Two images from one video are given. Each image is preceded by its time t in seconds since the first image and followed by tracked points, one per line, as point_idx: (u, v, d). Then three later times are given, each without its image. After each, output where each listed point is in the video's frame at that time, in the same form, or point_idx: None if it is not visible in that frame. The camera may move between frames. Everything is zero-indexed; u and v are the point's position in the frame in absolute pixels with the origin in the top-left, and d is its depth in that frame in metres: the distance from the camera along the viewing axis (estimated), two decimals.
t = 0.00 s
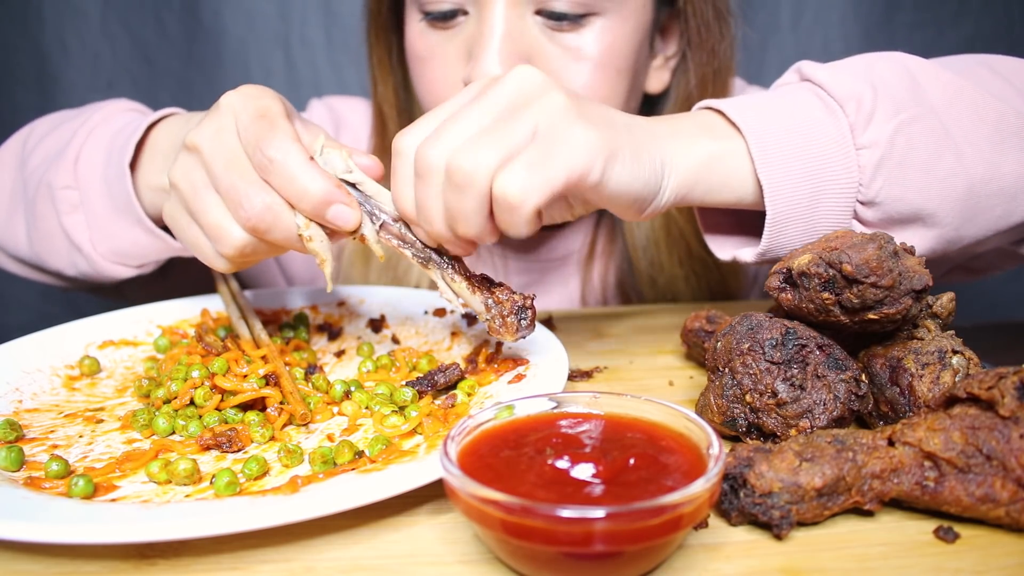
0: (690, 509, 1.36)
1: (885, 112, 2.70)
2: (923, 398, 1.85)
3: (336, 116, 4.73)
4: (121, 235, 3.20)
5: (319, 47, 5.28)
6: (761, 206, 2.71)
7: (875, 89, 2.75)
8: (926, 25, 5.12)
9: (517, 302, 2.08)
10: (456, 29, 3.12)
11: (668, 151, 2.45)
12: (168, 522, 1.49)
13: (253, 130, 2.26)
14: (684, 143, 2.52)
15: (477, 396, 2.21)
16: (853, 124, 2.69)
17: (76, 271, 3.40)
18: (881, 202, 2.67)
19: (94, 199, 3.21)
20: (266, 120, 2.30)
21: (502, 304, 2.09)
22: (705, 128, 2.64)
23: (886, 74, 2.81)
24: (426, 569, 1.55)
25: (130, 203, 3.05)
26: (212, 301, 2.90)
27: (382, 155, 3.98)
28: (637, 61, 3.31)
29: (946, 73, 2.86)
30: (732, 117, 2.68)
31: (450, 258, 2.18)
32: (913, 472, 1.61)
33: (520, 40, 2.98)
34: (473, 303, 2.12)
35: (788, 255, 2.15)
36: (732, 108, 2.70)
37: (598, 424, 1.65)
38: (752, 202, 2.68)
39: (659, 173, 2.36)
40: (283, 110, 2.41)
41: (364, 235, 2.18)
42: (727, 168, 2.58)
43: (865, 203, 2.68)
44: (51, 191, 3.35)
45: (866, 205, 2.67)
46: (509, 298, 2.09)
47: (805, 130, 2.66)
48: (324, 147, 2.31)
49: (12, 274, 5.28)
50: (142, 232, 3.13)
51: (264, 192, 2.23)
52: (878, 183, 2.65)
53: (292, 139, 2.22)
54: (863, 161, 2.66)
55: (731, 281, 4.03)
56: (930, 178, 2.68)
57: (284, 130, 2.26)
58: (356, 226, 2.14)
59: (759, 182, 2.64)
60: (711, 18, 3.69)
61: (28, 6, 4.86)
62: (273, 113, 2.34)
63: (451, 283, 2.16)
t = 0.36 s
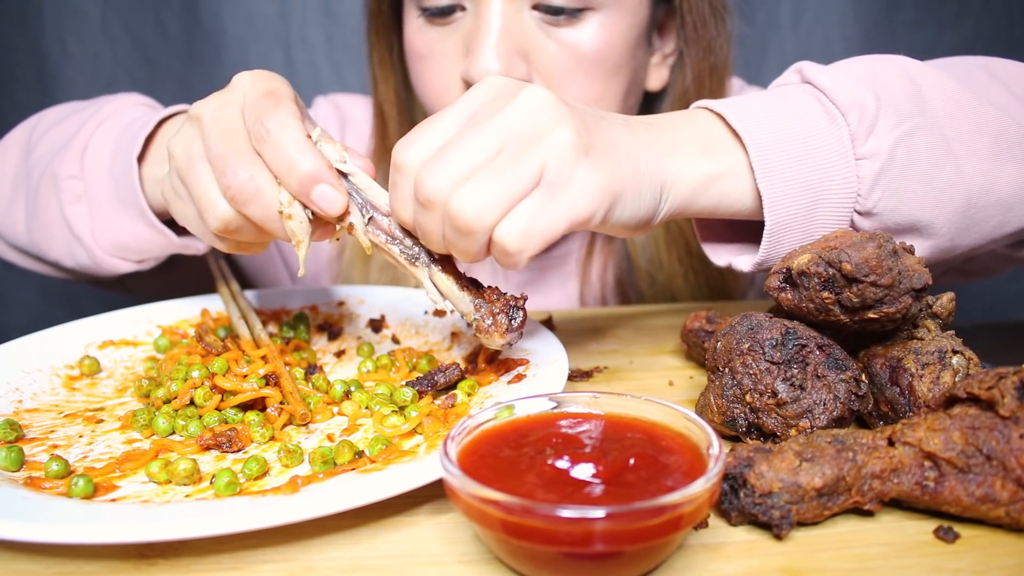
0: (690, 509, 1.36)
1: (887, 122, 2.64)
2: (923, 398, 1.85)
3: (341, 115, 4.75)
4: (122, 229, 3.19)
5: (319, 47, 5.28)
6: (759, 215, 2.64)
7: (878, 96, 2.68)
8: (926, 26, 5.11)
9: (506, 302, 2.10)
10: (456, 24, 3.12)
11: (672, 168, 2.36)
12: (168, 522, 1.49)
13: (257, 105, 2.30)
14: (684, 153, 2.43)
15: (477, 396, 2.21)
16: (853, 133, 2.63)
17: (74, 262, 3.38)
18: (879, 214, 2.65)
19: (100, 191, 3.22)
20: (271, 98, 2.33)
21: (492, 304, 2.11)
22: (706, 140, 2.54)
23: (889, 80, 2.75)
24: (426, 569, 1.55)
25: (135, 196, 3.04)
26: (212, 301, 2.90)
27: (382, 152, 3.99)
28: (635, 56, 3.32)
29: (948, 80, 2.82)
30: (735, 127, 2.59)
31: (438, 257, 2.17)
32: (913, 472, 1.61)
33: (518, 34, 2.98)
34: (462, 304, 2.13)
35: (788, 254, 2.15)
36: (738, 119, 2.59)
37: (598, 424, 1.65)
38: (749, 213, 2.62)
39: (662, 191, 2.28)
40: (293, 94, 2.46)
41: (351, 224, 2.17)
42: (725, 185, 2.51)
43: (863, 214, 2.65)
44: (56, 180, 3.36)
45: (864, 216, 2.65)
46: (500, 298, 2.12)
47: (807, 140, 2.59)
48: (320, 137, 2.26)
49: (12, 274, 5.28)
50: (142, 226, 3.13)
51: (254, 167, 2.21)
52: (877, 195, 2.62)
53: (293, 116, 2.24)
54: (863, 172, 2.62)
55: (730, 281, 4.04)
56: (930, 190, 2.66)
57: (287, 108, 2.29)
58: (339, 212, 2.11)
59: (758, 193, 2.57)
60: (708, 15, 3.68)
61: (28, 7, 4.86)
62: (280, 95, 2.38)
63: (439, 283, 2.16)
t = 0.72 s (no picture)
0: (690, 509, 1.36)
1: (892, 124, 2.64)
2: (923, 398, 1.85)
3: (344, 115, 4.75)
4: (116, 234, 3.18)
5: (319, 47, 5.29)
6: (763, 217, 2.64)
7: (883, 98, 2.68)
8: (927, 25, 5.11)
9: (505, 309, 2.08)
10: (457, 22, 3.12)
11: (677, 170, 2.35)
12: (169, 522, 1.49)
13: (243, 122, 2.30)
14: (691, 158, 2.43)
15: (477, 397, 2.22)
16: (858, 135, 2.64)
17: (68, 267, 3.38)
18: (881, 216, 2.65)
19: (90, 195, 3.22)
20: (258, 115, 2.33)
21: (491, 310, 2.09)
22: (710, 142, 2.53)
23: (894, 82, 2.75)
24: (426, 569, 1.55)
25: (124, 201, 3.06)
26: (213, 301, 2.90)
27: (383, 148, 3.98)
28: (636, 53, 3.32)
29: (952, 84, 2.82)
30: (741, 127, 2.57)
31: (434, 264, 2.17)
32: (913, 472, 1.61)
33: (518, 32, 2.99)
34: (461, 312, 2.12)
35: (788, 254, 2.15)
36: (744, 118, 2.58)
37: (598, 423, 1.65)
38: (753, 215, 2.61)
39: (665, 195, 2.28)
40: (280, 109, 2.47)
41: (344, 239, 2.19)
42: (731, 188, 2.52)
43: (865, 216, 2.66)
44: (49, 185, 3.35)
45: (866, 217, 2.65)
46: (499, 304, 2.10)
47: (811, 141, 2.59)
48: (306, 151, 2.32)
49: (12, 274, 5.28)
50: (136, 230, 3.13)
51: (242, 185, 2.21)
52: (880, 196, 2.62)
53: (279, 133, 2.24)
54: (868, 173, 2.62)
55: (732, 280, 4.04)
56: (932, 192, 2.66)
57: (273, 124, 2.29)
58: (331, 228, 2.13)
59: (762, 194, 2.57)
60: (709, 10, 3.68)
61: (27, 7, 4.87)
62: (267, 109, 2.39)
63: (437, 292, 2.15)
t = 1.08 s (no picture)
0: (690, 509, 1.36)
1: (890, 109, 2.64)
2: (923, 398, 1.85)
3: (344, 115, 4.75)
4: (116, 228, 3.20)
5: (319, 47, 5.29)
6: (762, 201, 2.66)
7: (881, 83, 2.68)
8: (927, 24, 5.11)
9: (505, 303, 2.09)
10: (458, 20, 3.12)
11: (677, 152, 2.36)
12: (169, 522, 1.49)
13: (249, 110, 2.30)
14: (690, 140, 2.43)
15: (477, 396, 2.22)
16: (856, 119, 2.63)
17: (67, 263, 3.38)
18: (879, 201, 2.66)
19: (90, 191, 3.23)
20: (264, 104, 2.34)
21: (495, 301, 2.11)
22: (710, 125, 2.53)
23: (894, 66, 2.74)
24: (425, 569, 1.55)
25: (124, 196, 3.06)
26: (213, 301, 2.90)
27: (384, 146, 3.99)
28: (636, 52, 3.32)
29: (952, 69, 2.81)
30: (739, 110, 2.58)
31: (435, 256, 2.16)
32: (913, 472, 1.61)
33: (518, 29, 2.98)
34: (464, 304, 2.12)
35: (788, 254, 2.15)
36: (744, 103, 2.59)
37: (598, 424, 1.65)
38: (752, 195, 2.63)
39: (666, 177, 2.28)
40: (286, 102, 2.46)
41: (346, 229, 2.18)
42: (729, 171, 2.53)
43: (863, 200, 2.67)
44: (47, 180, 3.35)
45: (863, 202, 2.67)
46: (502, 295, 2.12)
47: (810, 124, 2.59)
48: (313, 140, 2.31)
49: (12, 274, 5.28)
50: (139, 227, 3.14)
51: (243, 172, 2.20)
52: (877, 181, 2.64)
53: (285, 121, 2.24)
54: (865, 158, 2.64)
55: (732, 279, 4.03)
56: (930, 177, 2.67)
57: (279, 112, 2.29)
58: (332, 218, 2.12)
59: (760, 177, 2.58)
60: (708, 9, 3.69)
61: (27, 6, 4.87)
62: (274, 99, 2.39)
63: (439, 285, 2.14)
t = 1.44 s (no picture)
0: (690, 509, 1.36)
1: (913, 133, 2.66)
2: (923, 398, 1.85)
3: (340, 117, 4.76)
4: (88, 241, 3.21)
5: (319, 48, 5.29)
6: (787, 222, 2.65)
7: (904, 106, 2.70)
8: (928, 25, 5.09)
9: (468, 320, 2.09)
10: (457, 19, 3.13)
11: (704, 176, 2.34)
12: (169, 522, 1.49)
13: (202, 135, 2.32)
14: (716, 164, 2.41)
15: (477, 397, 2.22)
16: (880, 142, 2.65)
17: (50, 275, 3.40)
18: (901, 222, 2.66)
19: (63, 204, 3.23)
20: (217, 128, 2.35)
21: (453, 320, 2.10)
22: (734, 150, 2.52)
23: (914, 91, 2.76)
24: (425, 569, 1.55)
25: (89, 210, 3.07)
26: (212, 301, 2.90)
27: (383, 145, 3.99)
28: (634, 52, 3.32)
29: (971, 92, 2.83)
30: (766, 133, 2.56)
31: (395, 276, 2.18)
32: (913, 472, 1.61)
33: (518, 27, 2.98)
34: (423, 322, 2.11)
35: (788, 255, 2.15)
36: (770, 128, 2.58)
37: (598, 424, 1.65)
38: (778, 219, 2.61)
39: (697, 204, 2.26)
40: (240, 124, 2.49)
41: (306, 253, 2.21)
42: (759, 194, 2.50)
43: (885, 222, 2.67)
44: (26, 194, 3.36)
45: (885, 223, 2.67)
46: (461, 314, 2.11)
47: (835, 147, 2.60)
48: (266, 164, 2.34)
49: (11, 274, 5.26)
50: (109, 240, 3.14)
51: (199, 200, 2.23)
52: (899, 204, 2.64)
53: (238, 145, 2.26)
54: (887, 181, 2.64)
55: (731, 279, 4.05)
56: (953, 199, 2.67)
57: (232, 137, 2.31)
58: (291, 243, 2.15)
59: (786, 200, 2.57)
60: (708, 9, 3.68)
61: (28, 6, 4.82)
62: (227, 123, 2.41)
63: (399, 303, 2.13)
